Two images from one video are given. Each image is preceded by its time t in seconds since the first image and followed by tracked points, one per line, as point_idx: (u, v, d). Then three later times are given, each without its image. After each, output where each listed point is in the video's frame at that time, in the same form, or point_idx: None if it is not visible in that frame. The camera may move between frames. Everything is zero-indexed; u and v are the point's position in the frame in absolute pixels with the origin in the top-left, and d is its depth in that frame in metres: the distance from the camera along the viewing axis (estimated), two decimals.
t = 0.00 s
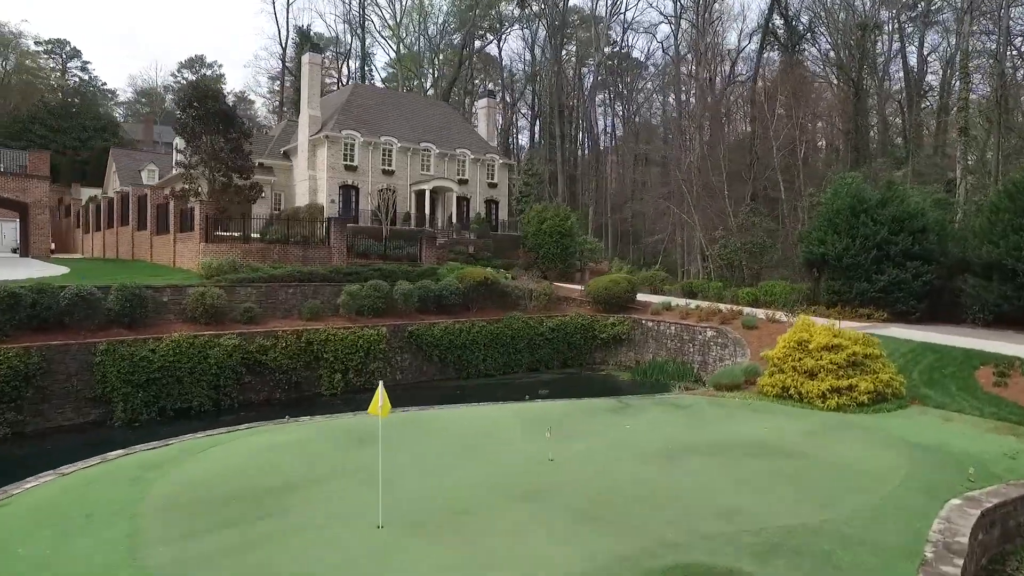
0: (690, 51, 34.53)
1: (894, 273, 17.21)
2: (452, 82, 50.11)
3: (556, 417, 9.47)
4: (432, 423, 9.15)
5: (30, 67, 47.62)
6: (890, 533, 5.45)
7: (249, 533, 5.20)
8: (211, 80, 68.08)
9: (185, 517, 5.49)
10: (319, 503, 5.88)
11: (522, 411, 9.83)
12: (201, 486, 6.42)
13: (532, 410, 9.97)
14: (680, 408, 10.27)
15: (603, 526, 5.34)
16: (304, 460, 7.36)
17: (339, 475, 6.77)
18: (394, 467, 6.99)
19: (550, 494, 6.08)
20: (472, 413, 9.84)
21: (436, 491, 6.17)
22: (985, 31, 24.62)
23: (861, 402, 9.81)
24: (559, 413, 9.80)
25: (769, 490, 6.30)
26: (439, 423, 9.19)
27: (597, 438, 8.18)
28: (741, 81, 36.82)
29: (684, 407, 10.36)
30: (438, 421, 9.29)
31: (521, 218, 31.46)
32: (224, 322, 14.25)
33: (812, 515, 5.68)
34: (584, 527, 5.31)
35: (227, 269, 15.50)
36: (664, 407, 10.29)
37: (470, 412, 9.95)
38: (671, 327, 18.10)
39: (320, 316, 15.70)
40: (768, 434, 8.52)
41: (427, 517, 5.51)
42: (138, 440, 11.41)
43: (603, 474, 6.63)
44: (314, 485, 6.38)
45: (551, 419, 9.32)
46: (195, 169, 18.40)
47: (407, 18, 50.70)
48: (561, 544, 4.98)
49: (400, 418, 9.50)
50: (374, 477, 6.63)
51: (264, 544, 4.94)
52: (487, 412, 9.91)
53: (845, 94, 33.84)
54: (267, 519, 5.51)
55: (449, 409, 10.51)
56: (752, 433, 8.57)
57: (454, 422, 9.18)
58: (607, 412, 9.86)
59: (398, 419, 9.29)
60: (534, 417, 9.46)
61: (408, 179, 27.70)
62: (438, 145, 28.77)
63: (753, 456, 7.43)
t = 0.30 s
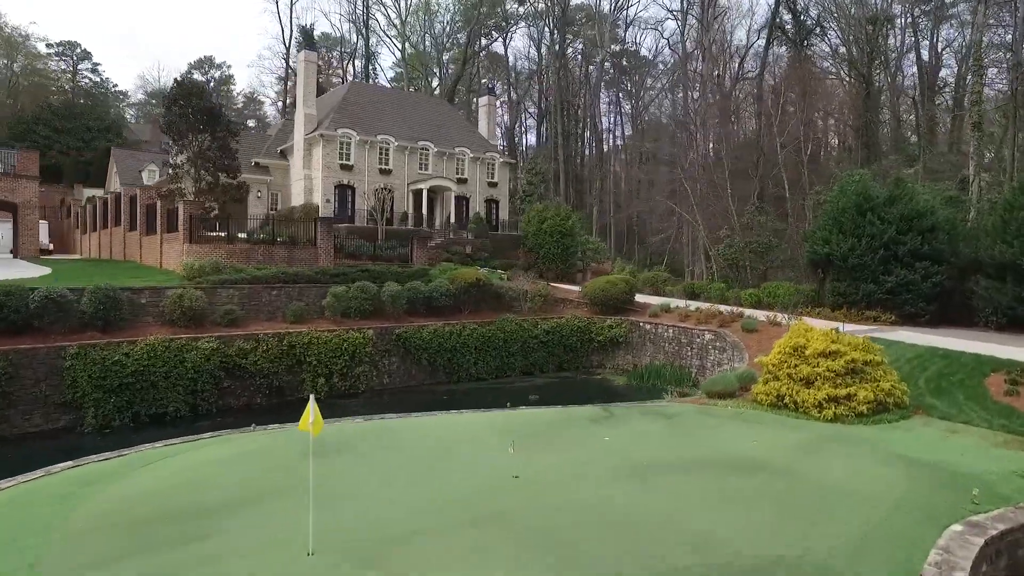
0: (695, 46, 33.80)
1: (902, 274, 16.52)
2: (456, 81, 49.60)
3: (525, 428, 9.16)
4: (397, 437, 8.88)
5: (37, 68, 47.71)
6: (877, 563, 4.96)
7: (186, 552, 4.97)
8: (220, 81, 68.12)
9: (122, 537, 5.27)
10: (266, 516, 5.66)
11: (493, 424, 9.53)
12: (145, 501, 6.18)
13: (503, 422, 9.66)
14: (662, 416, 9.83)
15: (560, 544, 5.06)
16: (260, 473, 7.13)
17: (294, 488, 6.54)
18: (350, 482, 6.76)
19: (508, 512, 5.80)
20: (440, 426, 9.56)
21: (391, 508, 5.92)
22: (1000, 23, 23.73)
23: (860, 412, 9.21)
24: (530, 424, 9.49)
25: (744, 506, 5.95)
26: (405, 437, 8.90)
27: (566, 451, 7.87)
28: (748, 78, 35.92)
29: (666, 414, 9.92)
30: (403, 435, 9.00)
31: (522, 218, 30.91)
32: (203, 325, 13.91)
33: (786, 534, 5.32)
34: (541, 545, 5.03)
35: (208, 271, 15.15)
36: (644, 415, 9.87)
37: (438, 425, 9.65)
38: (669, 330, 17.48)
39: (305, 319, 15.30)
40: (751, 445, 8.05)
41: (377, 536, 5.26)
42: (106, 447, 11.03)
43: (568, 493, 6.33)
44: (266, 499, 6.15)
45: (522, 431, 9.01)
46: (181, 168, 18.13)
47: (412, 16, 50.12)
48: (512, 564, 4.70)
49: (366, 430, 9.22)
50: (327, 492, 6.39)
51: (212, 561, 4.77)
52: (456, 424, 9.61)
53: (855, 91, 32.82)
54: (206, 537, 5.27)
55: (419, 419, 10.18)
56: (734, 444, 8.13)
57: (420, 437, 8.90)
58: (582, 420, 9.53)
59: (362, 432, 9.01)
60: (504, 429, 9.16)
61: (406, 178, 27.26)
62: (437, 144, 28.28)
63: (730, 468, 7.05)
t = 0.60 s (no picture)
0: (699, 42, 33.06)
1: (909, 275, 15.83)
2: (459, 80, 49.09)
3: (492, 441, 8.82)
4: (357, 454, 8.57)
5: (44, 69, 47.82)
6: None
7: None
8: (228, 82, 68.12)
9: (59, 566, 5.12)
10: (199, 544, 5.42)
11: (459, 436, 9.19)
12: (82, 527, 5.98)
13: (471, 434, 9.31)
14: (644, 426, 9.35)
15: (507, 570, 4.82)
16: (208, 494, 6.88)
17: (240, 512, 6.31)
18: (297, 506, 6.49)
19: (454, 539, 5.50)
20: (404, 440, 9.22)
21: (334, 534, 5.66)
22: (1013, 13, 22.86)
23: (856, 425, 8.59)
24: (498, 435, 9.13)
25: (705, 530, 5.60)
26: (366, 454, 8.59)
27: (528, 467, 7.54)
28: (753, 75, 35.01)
29: (649, 424, 9.44)
30: (365, 451, 8.69)
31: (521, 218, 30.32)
32: (180, 329, 13.54)
33: (745, 561, 4.98)
34: (486, 572, 4.80)
35: (188, 272, 14.75)
36: (625, 425, 9.41)
37: (404, 438, 9.31)
38: (665, 334, 16.88)
39: (286, 322, 14.88)
40: (730, 461, 7.57)
41: (318, 563, 5.05)
42: (69, 456, 10.61)
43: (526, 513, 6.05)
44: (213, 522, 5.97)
45: (487, 444, 8.68)
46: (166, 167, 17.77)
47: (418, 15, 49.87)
48: None
49: (327, 447, 8.90)
50: (269, 519, 6.12)
51: None
52: (421, 437, 9.27)
53: (866, 88, 31.57)
54: (132, 571, 5.03)
55: (386, 430, 9.81)
56: (709, 459, 7.69)
57: (382, 453, 8.59)
58: (554, 432, 9.13)
59: (322, 449, 8.71)
60: (469, 442, 8.82)
61: (402, 178, 26.78)
62: (434, 143, 27.78)
63: (698, 487, 6.65)
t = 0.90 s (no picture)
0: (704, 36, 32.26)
1: (916, 275, 15.02)
2: (463, 77, 48.54)
3: (448, 456, 8.26)
4: (302, 468, 8.03)
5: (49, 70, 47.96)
6: None
7: None
8: (235, 82, 68.04)
9: None
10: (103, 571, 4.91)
11: (415, 451, 8.64)
12: None
13: (429, 448, 8.75)
14: (620, 438, 8.72)
15: None
16: (136, 511, 6.38)
17: (161, 531, 5.80)
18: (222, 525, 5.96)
19: (384, 570, 4.95)
20: (356, 453, 8.68)
21: (255, 562, 5.13)
22: None
23: (849, 440, 7.89)
24: (457, 449, 8.56)
25: (666, 563, 4.98)
26: (312, 467, 8.05)
27: (480, 486, 6.98)
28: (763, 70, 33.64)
29: (625, 436, 8.81)
30: (311, 464, 8.14)
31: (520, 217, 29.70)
32: (151, 333, 13.11)
33: None
34: None
35: (163, 274, 14.35)
36: (598, 437, 8.79)
37: (356, 452, 8.77)
38: (659, 337, 16.19)
39: (264, 325, 14.41)
40: (704, 480, 6.93)
41: None
42: (22, 465, 10.15)
43: (470, 539, 5.47)
44: (126, 544, 5.46)
45: (442, 459, 8.12)
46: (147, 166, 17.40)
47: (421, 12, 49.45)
48: None
49: (273, 460, 8.35)
50: (190, 540, 5.61)
51: None
52: (375, 451, 8.73)
53: (878, 83, 30.32)
54: None
55: (344, 443, 9.27)
56: (680, 477, 7.07)
57: (329, 466, 8.05)
58: (518, 445, 8.55)
59: (266, 462, 8.16)
60: (424, 457, 8.27)
61: (397, 177, 26.28)
62: (430, 141, 27.24)
63: (666, 509, 6.04)
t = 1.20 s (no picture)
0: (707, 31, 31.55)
1: (923, 276, 14.31)
2: (466, 76, 48.06)
3: (405, 469, 7.73)
4: (248, 482, 7.54)
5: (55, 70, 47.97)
6: None
7: None
8: (243, 82, 68.20)
9: None
10: None
11: (374, 462, 8.14)
12: None
13: (389, 459, 8.24)
14: (594, 451, 8.15)
15: None
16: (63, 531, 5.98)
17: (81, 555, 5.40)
18: (142, 554, 5.48)
19: None
20: (311, 464, 8.19)
21: None
22: None
23: (840, 457, 7.27)
24: (417, 462, 8.04)
25: None
26: (259, 480, 7.56)
27: (431, 508, 6.42)
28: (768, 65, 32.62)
29: (600, 448, 8.23)
30: (259, 477, 7.66)
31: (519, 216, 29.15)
32: (124, 336, 12.76)
33: None
34: None
35: (139, 275, 14.03)
36: (571, 450, 8.23)
37: (312, 463, 8.27)
38: (653, 341, 15.59)
39: (242, 327, 14.01)
40: (676, 502, 6.36)
41: None
42: None
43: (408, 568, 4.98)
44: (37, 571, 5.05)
45: (398, 473, 7.60)
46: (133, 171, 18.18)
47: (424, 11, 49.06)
48: None
49: (219, 474, 7.85)
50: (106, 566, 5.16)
51: None
52: (332, 463, 8.22)
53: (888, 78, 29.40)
54: None
55: (305, 453, 8.78)
56: (650, 498, 6.48)
57: (276, 480, 7.55)
58: (485, 457, 8.01)
59: (211, 475, 7.66)
60: (380, 470, 7.75)
61: (392, 175, 25.85)
62: (426, 139, 26.79)
63: (629, 535, 5.51)
